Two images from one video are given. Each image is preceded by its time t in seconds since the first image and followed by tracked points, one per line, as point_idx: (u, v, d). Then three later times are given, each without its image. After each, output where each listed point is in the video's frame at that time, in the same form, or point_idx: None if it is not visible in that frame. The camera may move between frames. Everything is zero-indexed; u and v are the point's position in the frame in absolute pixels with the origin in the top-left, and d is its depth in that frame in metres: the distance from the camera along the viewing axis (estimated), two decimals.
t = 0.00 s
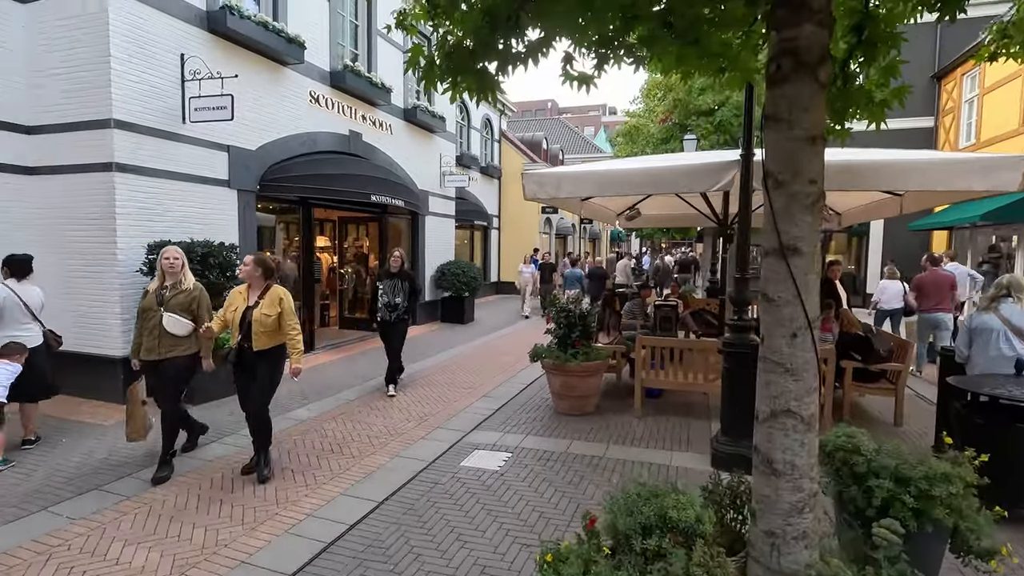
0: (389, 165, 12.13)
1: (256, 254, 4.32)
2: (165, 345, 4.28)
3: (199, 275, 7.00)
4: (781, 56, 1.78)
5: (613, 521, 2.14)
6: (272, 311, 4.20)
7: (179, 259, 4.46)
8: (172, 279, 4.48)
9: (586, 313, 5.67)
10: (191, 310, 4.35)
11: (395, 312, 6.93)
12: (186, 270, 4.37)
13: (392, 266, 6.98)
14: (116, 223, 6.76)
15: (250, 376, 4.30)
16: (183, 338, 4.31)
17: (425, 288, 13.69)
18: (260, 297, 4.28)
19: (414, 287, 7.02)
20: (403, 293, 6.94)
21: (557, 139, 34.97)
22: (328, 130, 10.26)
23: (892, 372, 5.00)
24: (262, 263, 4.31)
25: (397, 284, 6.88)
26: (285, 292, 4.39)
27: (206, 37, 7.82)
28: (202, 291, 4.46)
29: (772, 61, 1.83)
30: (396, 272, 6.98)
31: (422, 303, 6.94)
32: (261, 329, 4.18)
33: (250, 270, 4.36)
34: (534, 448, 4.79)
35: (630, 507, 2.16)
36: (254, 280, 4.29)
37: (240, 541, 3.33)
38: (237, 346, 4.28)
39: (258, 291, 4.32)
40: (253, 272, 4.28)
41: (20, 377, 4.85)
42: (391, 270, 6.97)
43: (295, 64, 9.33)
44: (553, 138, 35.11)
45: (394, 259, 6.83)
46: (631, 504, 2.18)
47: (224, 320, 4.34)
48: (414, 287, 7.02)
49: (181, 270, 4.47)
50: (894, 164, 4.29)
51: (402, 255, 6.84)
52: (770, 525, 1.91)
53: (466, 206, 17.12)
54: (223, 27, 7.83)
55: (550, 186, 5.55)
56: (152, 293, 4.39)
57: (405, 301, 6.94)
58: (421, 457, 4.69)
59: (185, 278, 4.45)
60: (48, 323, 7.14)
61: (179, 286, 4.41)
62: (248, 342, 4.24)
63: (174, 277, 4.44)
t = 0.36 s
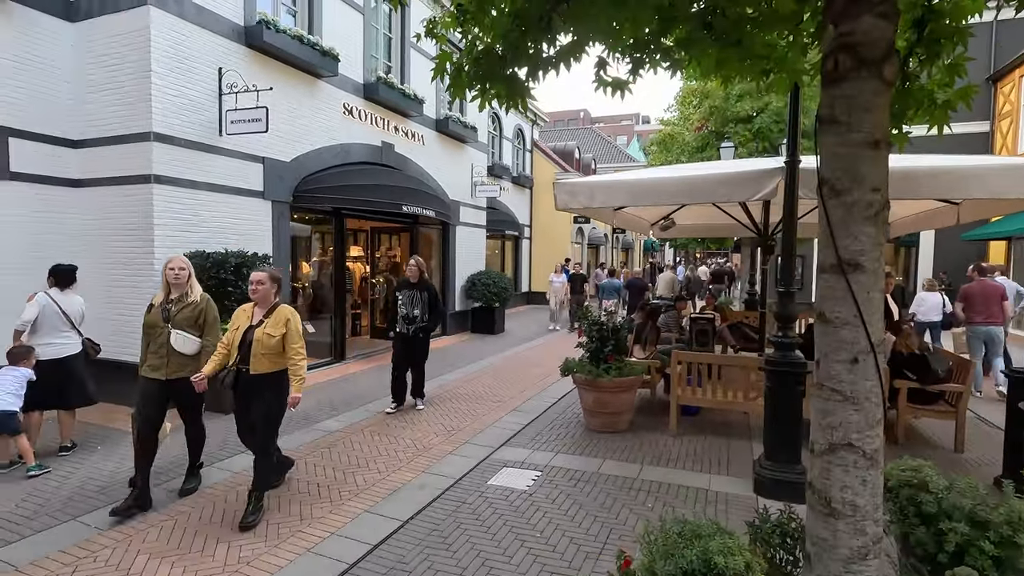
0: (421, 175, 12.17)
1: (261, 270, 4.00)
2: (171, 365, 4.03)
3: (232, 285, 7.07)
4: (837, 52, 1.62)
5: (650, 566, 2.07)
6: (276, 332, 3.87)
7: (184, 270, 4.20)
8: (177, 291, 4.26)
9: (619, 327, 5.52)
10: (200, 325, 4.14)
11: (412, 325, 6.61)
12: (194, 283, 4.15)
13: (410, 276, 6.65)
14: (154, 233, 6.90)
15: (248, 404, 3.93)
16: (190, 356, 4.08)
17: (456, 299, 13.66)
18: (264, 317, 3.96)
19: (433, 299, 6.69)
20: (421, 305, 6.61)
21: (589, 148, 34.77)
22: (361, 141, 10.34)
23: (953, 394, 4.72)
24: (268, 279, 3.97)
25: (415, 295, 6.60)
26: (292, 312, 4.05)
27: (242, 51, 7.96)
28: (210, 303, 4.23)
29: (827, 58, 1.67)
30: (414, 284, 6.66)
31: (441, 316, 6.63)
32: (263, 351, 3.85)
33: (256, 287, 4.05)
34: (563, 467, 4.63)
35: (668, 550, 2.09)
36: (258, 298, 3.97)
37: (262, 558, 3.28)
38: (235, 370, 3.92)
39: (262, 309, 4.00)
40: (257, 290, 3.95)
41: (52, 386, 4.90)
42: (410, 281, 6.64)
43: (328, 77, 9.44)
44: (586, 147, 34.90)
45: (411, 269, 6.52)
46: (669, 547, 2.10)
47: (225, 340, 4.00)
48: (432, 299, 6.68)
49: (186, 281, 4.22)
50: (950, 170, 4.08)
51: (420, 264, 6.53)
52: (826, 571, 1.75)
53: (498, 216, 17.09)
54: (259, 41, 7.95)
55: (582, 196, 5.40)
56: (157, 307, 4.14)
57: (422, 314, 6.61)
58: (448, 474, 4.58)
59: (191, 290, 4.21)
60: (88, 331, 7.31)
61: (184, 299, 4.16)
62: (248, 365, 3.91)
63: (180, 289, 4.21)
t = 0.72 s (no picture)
0: (453, 188, 12.24)
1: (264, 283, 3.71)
2: (168, 390, 3.62)
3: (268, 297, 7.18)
4: (901, 52, 1.60)
5: None
6: (280, 350, 3.58)
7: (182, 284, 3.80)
8: (173, 308, 3.84)
9: (654, 341, 5.37)
10: (199, 345, 3.74)
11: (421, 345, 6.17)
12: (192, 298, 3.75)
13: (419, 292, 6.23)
14: (194, 246, 7.06)
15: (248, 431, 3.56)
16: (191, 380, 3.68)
17: (486, 311, 13.63)
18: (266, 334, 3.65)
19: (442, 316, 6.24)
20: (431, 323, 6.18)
21: (622, 159, 34.50)
22: (395, 155, 10.46)
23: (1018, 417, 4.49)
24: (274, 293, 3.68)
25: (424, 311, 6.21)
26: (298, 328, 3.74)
27: (281, 68, 8.15)
28: (211, 320, 3.82)
29: (887, 60, 1.65)
30: (423, 300, 6.25)
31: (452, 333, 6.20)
32: (264, 372, 3.55)
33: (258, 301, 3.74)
34: (596, 487, 4.49)
35: None
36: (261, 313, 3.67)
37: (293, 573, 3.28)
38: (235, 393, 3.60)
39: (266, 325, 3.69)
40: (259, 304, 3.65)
41: (92, 395, 5.03)
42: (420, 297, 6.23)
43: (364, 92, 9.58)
44: (618, 158, 34.67)
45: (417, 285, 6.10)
46: None
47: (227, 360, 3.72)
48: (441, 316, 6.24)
49: (184, 296, 3.81)
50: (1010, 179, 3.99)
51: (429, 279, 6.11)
52: None
53: (530, 228, 17.05)
54: (298, 58, 8.13)
55: (616, 209, 5.30)
56: (153, 327, 3.74)
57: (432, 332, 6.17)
58: (478, 491, 4.51)
59: (189, 305, 3.80)
60: (130, 341, 7.50)
61: (181, 317, 3.75)
62: (249, 388, 3.59)
63: (176, 306, 3.80)
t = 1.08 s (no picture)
0: (484, 199, 12.29)
1: (263, 295, 3.32)
2: (164, 411, 3.45)
3: (303, 307, 7.28)
4: (965, 57, 1.57)
5: None
6: (282, 368, 3.23)
7: (184, 298, 3.63)
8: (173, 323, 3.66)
9: (689, 355, 5.26)
10: (200, 364, 3.58)
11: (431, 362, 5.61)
12: (193, 315, 3.58)
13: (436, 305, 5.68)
14: (232, 258, 7.21)
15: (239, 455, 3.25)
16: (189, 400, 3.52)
17: (516, 321, 13.60)
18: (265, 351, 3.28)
19: (458, 332, 5.65)
20: (444, 338, 5.61)
21: (652, 169, 34.18)
22: (427, 166, 10.55)
23: None
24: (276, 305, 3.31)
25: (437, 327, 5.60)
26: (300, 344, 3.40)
27: (317, 83, 8.31)
28: (213, 336, 3.67)
29: (952, 65, 1.62)
30: (438, 313, 5.69)
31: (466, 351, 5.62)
32: (265, 392, 3.19)
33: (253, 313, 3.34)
34: (630, 504, 4.39)
35: None
36: (259, 327, 3.29)
37: None
38: (227, 416, 3.21)
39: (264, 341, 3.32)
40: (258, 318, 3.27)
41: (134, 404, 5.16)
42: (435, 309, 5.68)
43: (398, 105, 9.71)
44: (648, 167, 34.38)
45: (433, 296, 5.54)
46: None
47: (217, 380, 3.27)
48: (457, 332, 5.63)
49: (184, 311, 3.64)
50: None
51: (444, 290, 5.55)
52: None
53: (559, 238, 17.00)
54: (333, 73, 8.28)
55: (650, 219, 5.23)
56: (152, 344, 3.59)
57: (445, 349, 5.59)
58: (510, 506, 4.46)
59: (189, 321, 3.63)
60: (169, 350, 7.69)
61: (181, 333, 3.58)
62: (245, 411, 3.20)
63: (176, 320, 3.61)
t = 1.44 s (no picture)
0: (515, 209, 12.32)
1: (270, 310, 3.09)
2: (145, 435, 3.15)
3: (337, 316, 7.39)
4: None
5: None
6: (293, 390, 2.99)
7: (185, 311, 3.32)
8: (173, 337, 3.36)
9: (727, 367, 5.16)
10: (189, 387, 3.23)
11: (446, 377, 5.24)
12: (188, 330, 3.27)
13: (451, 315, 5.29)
14: (270, 268, 7.38)
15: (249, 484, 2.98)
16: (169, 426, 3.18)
17: (547, 330, 13.56)
18: (272, 372, 3.04)
19: (472, 345, 5.23)
20: (457, 351, 5.23)
21: (684, 177, 33.82)
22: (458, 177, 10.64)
23: None
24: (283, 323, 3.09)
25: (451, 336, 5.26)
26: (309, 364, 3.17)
27: (353, 96, 8.47)
28: (208, 357, 3.30)
29: (1014, 72, 1.57)
30: (454, 323, 5.33)
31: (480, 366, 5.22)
32: (275, 416, 2.94)
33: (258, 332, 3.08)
34: (666, 520, 4.30)
35: None
36: (263, 347, 3.06)
37: None
38: (237, 444, 2.96)
39: (270, 361, 3.08)
40: (262, 337, 3.03)
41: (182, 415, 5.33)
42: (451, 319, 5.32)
43: (431, 117, 9.83)
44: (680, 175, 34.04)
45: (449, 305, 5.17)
46: None
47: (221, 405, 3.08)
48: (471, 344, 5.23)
49: (184, 326, 3.32)
50: None
51: (461, 299, 5.18)
52: None
53: (590, 247, 16.92)
54: (368, 86, 8.42)
55: (686, 229, 5.15)
56: (146, 358, 3.30)
57: (459, 362, 5.21)
58: (544, 519, 4.41)
59: (188, 337, 3.31)
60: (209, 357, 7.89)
61: (175, 351, 3.28)
62: (255, 437, 2.96)
63: (174, 335, 3.31)
